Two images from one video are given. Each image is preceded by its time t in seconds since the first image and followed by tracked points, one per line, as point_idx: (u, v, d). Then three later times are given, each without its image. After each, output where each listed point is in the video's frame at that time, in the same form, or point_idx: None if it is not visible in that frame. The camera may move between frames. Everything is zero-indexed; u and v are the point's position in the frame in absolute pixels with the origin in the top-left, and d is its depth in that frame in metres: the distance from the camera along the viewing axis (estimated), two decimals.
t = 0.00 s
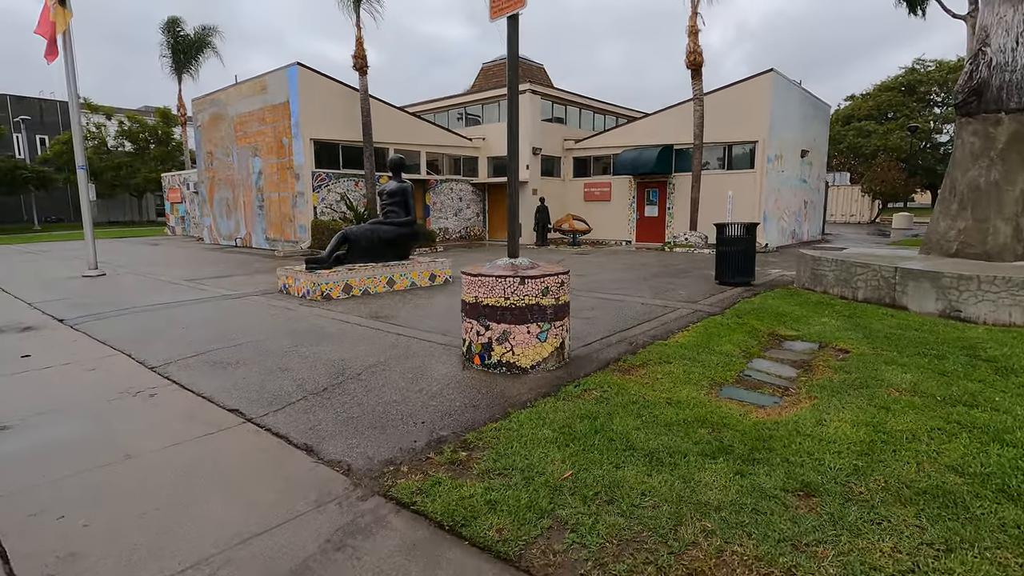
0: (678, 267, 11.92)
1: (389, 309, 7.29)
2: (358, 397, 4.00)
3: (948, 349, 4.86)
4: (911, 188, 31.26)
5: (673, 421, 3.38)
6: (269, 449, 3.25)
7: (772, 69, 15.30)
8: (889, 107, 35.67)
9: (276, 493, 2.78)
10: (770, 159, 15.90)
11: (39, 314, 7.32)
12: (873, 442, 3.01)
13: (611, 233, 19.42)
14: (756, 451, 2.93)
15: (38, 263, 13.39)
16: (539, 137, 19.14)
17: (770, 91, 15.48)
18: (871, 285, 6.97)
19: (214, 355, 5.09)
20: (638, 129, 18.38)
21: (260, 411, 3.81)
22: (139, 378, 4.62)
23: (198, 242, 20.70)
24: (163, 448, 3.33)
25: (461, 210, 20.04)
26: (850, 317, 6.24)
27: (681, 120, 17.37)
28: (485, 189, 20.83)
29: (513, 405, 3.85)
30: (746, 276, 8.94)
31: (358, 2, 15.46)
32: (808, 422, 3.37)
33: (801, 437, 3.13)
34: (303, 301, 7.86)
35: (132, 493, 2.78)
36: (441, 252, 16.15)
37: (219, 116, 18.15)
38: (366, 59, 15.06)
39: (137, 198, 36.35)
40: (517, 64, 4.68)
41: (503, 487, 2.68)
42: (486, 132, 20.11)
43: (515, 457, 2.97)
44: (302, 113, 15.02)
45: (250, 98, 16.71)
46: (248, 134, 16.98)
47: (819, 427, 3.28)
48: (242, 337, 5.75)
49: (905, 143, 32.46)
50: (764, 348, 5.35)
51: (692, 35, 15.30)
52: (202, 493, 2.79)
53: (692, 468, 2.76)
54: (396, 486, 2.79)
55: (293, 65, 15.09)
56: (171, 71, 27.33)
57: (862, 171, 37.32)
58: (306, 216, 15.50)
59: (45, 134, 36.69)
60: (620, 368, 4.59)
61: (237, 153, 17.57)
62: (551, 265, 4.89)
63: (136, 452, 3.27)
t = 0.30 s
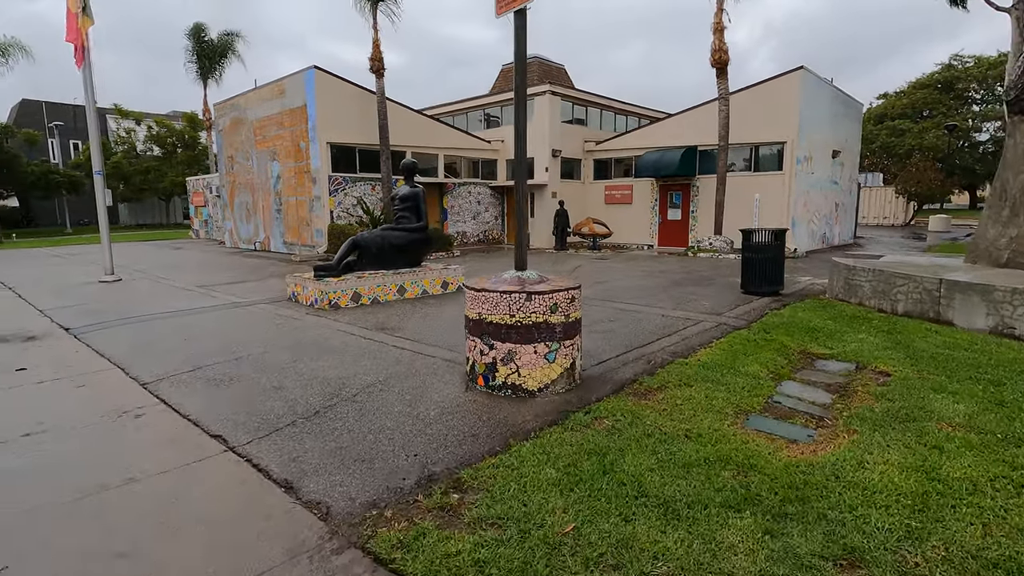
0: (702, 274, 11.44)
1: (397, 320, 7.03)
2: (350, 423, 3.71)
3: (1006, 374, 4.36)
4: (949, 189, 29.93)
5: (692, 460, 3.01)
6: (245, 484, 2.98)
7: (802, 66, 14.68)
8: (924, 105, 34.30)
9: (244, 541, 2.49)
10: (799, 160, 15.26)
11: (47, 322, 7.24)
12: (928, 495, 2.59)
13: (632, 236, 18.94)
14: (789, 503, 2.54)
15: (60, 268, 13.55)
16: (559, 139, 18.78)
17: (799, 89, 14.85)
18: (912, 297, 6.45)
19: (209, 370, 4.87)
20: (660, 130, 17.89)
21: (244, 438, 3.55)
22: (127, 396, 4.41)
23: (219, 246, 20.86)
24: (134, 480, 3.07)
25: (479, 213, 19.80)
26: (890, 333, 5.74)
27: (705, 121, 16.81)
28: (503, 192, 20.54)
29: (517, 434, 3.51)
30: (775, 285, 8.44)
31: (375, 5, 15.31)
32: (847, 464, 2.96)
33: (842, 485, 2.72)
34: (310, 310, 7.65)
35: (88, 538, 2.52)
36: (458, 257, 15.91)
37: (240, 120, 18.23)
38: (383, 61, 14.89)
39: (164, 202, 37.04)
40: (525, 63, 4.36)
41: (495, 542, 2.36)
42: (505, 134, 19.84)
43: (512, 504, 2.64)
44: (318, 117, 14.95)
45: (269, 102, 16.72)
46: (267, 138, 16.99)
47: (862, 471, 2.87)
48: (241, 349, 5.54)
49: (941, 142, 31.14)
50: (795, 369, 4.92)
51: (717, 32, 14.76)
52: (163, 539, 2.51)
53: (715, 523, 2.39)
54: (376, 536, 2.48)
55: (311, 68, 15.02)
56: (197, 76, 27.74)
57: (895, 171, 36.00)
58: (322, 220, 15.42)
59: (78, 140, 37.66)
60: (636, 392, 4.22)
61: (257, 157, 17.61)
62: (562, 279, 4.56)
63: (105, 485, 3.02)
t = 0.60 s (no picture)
0: (731, 284, 11.03)
1: (416, 333, 6.85)
2: (361, 453, 3.51)
3: None
4: (991, 193, 28.66)
5: (729, 508, 2.73)
6: (246, 524, 2.79)
7: (837, 68, 14.16)
8: (964, 106, 32.99)
9: None
10: (834, 165, 14.69)
11: (70, 333, 7.25)
12: (1007, 564, 2.26)
13: (658, 243, 18.52)
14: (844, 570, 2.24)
15: (91, 274, 13.79)
16: (583, 144, 18.50)
17: (834, 92, 14.30)
18: (962, 316, 6.00)
19: (221, 389, 4.74)
20: (687, 135, 17.47)
21: (251, 468, 3.38)
22: (136, 417, 4.29)
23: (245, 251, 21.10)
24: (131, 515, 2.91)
25: (502, 219, 19.62)
26: (941, 356, 5.32)
27: (735, 125, 16.34)
28: (526, 198, 20.33)
29: (537, 470, 3.27)
30: (810, 299, 8.06)
31: (399, 12, 15.29)
32: (907, 518, 2.63)
33: (903, 546, 2.41)
34: (329, 322, 7.53)
35: None
36: (480, 264, 15.75)
37: (265, 128, 18.41)
38: (406, 68, 14.84)
39: (195, 207, 37.83)
40: (547, 72, 4.14)
41: None
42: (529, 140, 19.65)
43: (529, 559, 2.39)
44: (342, 124, 14.98)
45: (294, 109, 16.83)
46: (292, 145, 17.11)
47: (927, 529, 2.53)
48: (255, 366, 5.41)
49: (983, 144, 29.86)
50: (838, 396, 4.55)
51: (748, 34, 14.32)
52: None
53: None
54: None
55: (335, 76, 15.07)
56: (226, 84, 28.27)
57: (933, 174, 34.67)
58: (345, 227, 15.43)
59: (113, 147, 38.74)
60: (665, 421, 3.94)
61: (282, 164, 17.75)
62: (587, 299, 4.33)
63: (101, 519, 2.87)
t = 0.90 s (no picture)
0: (765, 289, 10.59)
1: (438, 339, 6.65)
2: (379, 472, 3.30)
3: None
4: None
5: (785, 549, 2.44)
6: (254, 552, 2.59)
7: (877, 63, 13.53)
8: (1008, 102, 31.57)
9: None
10: (873, 164, 14.06)
11: (93, 336, 7.23)
12: None
13: (685, 245, 18.05)
14: None
15: (120, 275, 13.97)
16: (609, 144, 18.15)
17: (874, 88, 13.69)
18: None
19: (238, 398, 4.60)
20: (717, 134, 16.99)
21: (263, 486, 3.19)
22: (151, 426, 4.16)
23: (271, 252, 21.28)
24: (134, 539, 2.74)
25: (525, 221, 19.38)
26: (1005, 372, 4.89)
27: (767, 123, 15.81)
28: (550, 200, 20.05)
29: (566, 496, 3.02)
30: (849, 306, 7.58)
31: (423, 12, 15.17)
32: (995, 568, 2.30)
33: None
34: (349, 327, 7.37)
35: None
36: (503, 267, 15.54)
37: (291, 129, 18.51)
38: (430, 68, 14.71)
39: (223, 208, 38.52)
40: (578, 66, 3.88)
41: None
42: (553, 141, 19.40)
43: None
44: (366, 126, 14.92)
45: (318, 111, 16.86)
46: (317, 147, 17.15)
47: None
48: (274, 373, 5.27)
49: None
50: (892, 414, 4.19)
51: (782, 29, 13.81)
52: None
53: None
54: None
55: (359, 77, 15.03)
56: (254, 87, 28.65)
57: (974, 174, 33.29)
58: (368, 229, 15.36)
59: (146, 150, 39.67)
60: (704, 442, 3.65)
61: (307, 166, 17.82)
62: (620, 308, 4.05)
63: (103, 543, 2.71)
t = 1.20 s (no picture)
0: (802, 296, 10.11)
1: (462, 347, 6.42)
2: (400, 497, 3.06)
3: None
4: None
5: None
6: None
7: (920, 58, 12.90)
8: None
9: None
10: (916, 165, 13.42)
11: (116, 339, 7.18)
12: None
13: (715, 249, 17.53)
14: None
15: (148, 277, 14.11)
16: (636, 145, 17.77)
17: (918, 85, 13.06)
18: None
19: (255, 410, 4.42)
20: (748, 134, 16.48)
21: (276, 510, 2.98)
22: (165, 438, 4.00)
23: (295, 255, 21.40)
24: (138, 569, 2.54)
25: (549, 224, 19.10)
26: None
27: (802, 123, 15.25)
28: (575, 202, 19.73)
29: (605, 530, 2.74)
30: (899, 317, 7.15)
31: (448, 13, 15.04)
32: None
33: None
34: (371, 333, 7.19)
35: None
36: (527, 270, 15.28)
37: (316, 132, 18.57)
38: (455, 70, 14.56)
39: (251, 211, 39.11)
40: (615, 59, 3.60)
41: None
42: (579, 142, 19.09)
43: None
44: (390, 128, 14.83)
45: (343, 113, 16.85)
46: (341, 149, 17.14)
47: None
48: (293, 382, 5.09)
49: None
50: (961, 439, 3.79)
51: (819, 25, 13.30)
52: None
53: None
54: None
55: (383, 79, 14.96)
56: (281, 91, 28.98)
57: (1019, 175, 31.85)
58: (392, 231, 15.25)
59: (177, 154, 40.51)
60: (753, 469, 3.32)
61: (331, 168, 17.83)
62: (659, 320, 3.75)
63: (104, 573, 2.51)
